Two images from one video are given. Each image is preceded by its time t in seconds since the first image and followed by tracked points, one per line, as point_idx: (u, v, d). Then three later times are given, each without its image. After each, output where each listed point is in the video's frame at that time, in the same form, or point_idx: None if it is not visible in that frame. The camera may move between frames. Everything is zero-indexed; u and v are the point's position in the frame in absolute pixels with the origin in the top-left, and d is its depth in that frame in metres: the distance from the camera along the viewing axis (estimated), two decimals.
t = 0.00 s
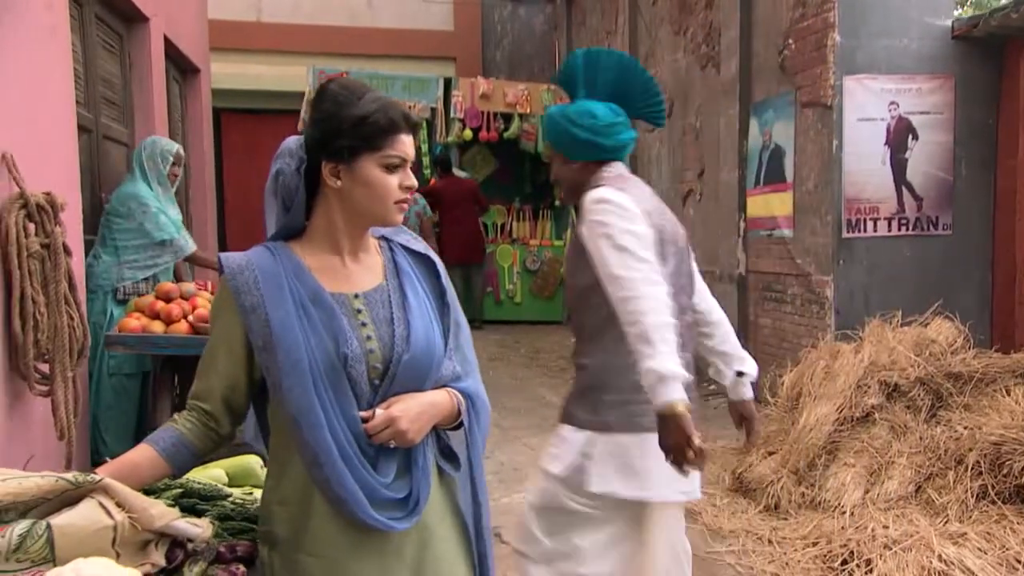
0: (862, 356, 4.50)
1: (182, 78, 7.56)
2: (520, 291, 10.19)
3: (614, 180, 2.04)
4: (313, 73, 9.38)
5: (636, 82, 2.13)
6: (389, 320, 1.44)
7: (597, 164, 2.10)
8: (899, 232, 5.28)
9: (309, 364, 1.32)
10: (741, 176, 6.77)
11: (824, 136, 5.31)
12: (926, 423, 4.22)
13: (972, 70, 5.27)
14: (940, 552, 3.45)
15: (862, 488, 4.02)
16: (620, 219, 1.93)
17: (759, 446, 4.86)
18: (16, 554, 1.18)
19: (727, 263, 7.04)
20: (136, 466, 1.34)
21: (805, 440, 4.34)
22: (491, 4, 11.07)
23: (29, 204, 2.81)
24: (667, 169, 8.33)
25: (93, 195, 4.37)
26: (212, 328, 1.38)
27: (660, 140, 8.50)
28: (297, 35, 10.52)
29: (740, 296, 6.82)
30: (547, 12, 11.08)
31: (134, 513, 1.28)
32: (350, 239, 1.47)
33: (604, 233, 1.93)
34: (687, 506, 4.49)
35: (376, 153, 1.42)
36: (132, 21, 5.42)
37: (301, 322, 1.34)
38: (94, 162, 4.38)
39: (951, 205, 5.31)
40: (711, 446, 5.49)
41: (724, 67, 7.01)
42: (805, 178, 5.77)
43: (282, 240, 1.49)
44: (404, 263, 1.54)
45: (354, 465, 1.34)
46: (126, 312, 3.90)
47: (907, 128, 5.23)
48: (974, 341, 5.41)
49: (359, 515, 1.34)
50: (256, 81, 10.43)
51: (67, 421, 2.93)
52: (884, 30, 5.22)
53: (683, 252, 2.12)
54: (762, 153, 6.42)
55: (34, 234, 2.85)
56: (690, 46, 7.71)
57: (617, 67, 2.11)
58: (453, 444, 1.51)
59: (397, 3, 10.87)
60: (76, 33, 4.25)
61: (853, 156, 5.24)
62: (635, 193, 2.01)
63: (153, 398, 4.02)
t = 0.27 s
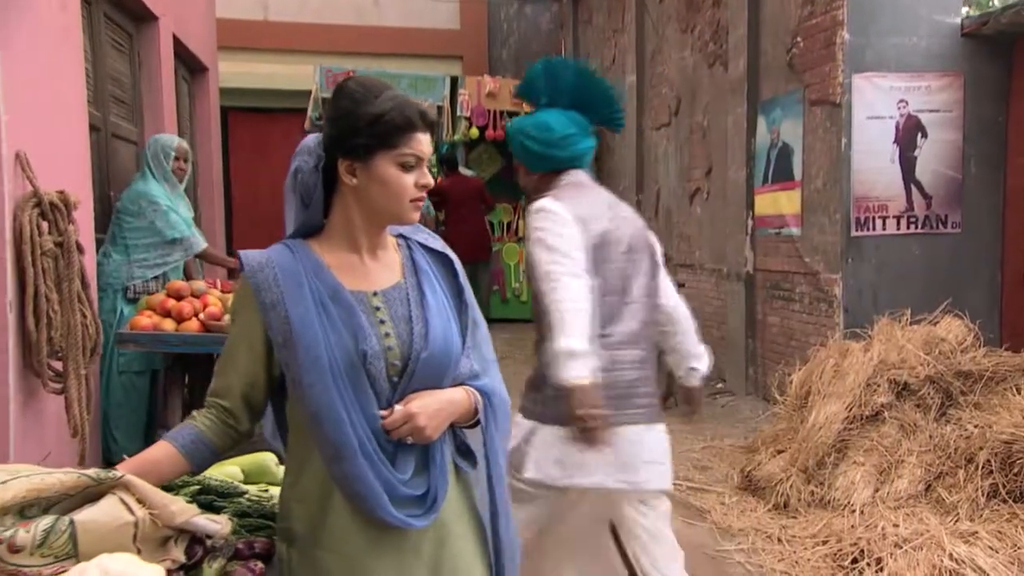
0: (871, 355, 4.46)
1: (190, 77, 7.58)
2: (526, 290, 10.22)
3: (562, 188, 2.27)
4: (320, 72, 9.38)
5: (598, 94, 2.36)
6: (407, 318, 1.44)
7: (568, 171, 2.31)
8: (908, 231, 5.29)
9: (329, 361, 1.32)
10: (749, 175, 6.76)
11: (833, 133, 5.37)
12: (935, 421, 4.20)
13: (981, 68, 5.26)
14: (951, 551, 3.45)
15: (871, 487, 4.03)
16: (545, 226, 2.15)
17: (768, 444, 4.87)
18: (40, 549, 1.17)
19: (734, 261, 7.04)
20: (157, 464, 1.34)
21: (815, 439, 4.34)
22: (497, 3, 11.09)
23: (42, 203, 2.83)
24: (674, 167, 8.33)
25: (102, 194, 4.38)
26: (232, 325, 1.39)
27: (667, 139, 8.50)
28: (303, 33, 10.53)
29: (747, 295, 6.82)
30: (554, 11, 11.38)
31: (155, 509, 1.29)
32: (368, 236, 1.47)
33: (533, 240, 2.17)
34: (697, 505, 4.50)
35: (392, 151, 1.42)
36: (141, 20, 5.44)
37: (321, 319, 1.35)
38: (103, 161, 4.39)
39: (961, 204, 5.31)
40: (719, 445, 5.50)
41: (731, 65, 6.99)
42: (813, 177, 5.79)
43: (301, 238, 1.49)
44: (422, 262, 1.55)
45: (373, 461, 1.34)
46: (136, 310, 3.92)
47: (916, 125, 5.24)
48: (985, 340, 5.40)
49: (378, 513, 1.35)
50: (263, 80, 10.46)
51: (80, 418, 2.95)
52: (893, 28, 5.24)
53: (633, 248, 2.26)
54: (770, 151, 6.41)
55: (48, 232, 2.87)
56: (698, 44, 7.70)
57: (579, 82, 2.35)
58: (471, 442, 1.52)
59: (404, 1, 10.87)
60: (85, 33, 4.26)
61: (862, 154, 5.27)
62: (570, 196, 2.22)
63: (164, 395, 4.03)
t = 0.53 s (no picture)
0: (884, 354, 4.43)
1: (202, 76, 7.62)
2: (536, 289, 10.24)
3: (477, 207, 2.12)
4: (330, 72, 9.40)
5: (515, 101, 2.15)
6: (432, 315, 1.45)
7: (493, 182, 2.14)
8: (920, 229, 5.38)
9: (355, 358, 1.33)
10: (760, 173, 6.75)
11: (847, 131, 5.45)
12: (950, 420, 4.18)
13: (995, 68, 5.36)
14: (967, 550, 3.44)
15: (885, 486, 4.02)
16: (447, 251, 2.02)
17: (781, 444, 4.86)
18: (71, 544, 1.18)
19: (745, 260, 7.03)
20: (183, 461, 1.34)
21: (828, 438, 4.32)
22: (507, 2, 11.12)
23: (61, 201, 2.85)
24: (684, 166, 8.32)
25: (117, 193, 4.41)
26: (256, 322, 1.39)
27: (677, 138, 8.49)
28: (313, 32, 10.55)
29: (759, 294, 6.81)
30: (563, 10, 11.52)
31: (183, 505, 1.30)
32: (392, 233, 1.48)
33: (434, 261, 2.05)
34: (709, 504, 4.50)
35: (416, 150, 1.43)
36: (155, 19, 5.47)
37: (346, 316, 1.35)
38: (118, 160, 4.41)
39: (974, 203, 5.41)
40: (731, 444, 5.49)
41: (742, 64, 6.98)
42: (824, 176, 5.78)
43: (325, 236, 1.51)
44: (446, 259, 1.55)
45: (399, 459, 1.35)
46: (150, 308, 3.94)
47: (929, 124, 5.33)
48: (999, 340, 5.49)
49: (403, 510, 1.35)
50: (274, 79, 10.50)
51: (98, 416, 3.01)
52: (907, 26, 5.30)
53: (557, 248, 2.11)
54: (782, 150, 6.40)
55: (66, 231, 2.89)
56: (708, 42, 7.70)
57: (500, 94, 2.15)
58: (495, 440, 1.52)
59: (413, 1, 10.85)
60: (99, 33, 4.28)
61: (876, 153, 5.36)
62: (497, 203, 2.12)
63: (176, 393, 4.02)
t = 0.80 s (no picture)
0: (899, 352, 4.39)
1: (214, 74, 7.65)
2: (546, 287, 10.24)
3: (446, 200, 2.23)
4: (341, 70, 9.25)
5: (486, 87, 2.11)
6: (458, 313, 1.45)
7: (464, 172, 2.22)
8: (934, 226, 5.37)
9: (382, 356, 1.34)
10: (772, 170, 6.73)
11: (860, 128, 5.44)
12: (965, 419, 4.17)
13: (1010, 62, 5.36)
14: (984, 548, 3.44)
15: (899, 484, 4.02)
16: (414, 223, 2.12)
17: (795, 441, 4.85)
18: (104, 538, 1.19)
19: (757, 258, 7.01)
20: (210, 457, 1.35)
21: (842, 436, 4.31)
22: None
23: (81, 199, 2.87)
24: (694, 164, 8.31)
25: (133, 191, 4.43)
26: (284, 318, 1.40)
27: (688, 135, 8.47)
28: (324, 30, 10.57)
29: (771, 291, 6.79)
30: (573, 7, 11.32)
31: (210, 501, 1.31)
32: (418, 230, 1.48)
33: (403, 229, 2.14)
34: (722, 501, 4.49)
35: (439, 147, 1.42)
36: (169, 18, 5.49)
37: (373, 314, 1.36)
38: (133, 158, 4.43)
39: (989, 200, 5.40)
40: (743, 442, 5.48)
41: (755, 61, 6.96)
42: (837, 173, 5.76)
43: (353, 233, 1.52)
44: (472, 257, 1.56)
45: (424, 456, 1.35)
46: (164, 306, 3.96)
47: (943, 121, 5.33)
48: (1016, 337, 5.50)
49: (428, 506, 1.36)
50: (285, 77, 10.54)
51: (117, 412, 3.05)
52: (921, 22, 5.29)
53: (513, 221, 2.17)
54: (794, 147, 6.37)
55: (85, 229, 2.92)
56: (720, 39, 7.67)
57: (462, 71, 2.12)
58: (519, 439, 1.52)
59: None
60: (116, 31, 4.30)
61: (889, 149, 5.32)
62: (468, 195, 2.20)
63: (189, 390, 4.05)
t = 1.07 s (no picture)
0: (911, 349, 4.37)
1: (225, 71, 7.66)
2: (555, 283, 10.25)
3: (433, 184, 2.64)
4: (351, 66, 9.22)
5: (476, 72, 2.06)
6: (480, 311, 1.46)
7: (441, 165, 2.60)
8: (947, 222, 5.36)
9: (404, 352, 1.34)
10: (783, 167, 6.72)
11: (872, 124, 5.43)
12: (978, 416, 4.17)
13: None
14: (998, 546, 3.45)
15: (912, 481, 4.02)
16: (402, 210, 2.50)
17: (806, 438, 4.85)
18: (131, 530, 1.20)
19: (767, 254, 7.00)
20: (234, 452, 1.36)
21: (854, 433, 4.31)
22: None
23: (97, 195, 2.89)
24: (704, 161, 8.30)
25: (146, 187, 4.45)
26: (308, 313, 1.41)
27: (697, 131, 8.46)
28: (333, 27, 10.59)
29: (781, 288, 6.78)
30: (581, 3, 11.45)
31: (235, 495, 1.31)
32: (439, 227, 1.49)
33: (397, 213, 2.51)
34: (734, 498, 4.49)
35: (459, 143, 1.42)
36: (180, 15, 5.51)
37: (396, 310, 1.37)
38: (146, 155, 4.44)
39: (1001, 196, 5.39)
40: (754, 438, 5.48)
41: (765, 57, 6.94)
42: (849, 170, 5.75)
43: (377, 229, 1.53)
44: (495, 255, 1.56)
45: (445, 452, 1.36)
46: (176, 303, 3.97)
47: (956, 116, 5.32)
48: None
49: (447, 502, 1.36)
50: (294, 74, 10.55)
51: (133, 408, 3.06)
52: (934, 18, 5.28)
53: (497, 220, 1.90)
54: (805, 143, 6.36)
55: (102, 225, 2.93)
56: (730, 35, 7.65)
57: (468, 67, 1.99)
58: (539, 437, 1.52)
59: None
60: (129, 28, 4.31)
61: (901, 146, 5.34)
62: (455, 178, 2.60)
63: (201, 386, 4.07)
